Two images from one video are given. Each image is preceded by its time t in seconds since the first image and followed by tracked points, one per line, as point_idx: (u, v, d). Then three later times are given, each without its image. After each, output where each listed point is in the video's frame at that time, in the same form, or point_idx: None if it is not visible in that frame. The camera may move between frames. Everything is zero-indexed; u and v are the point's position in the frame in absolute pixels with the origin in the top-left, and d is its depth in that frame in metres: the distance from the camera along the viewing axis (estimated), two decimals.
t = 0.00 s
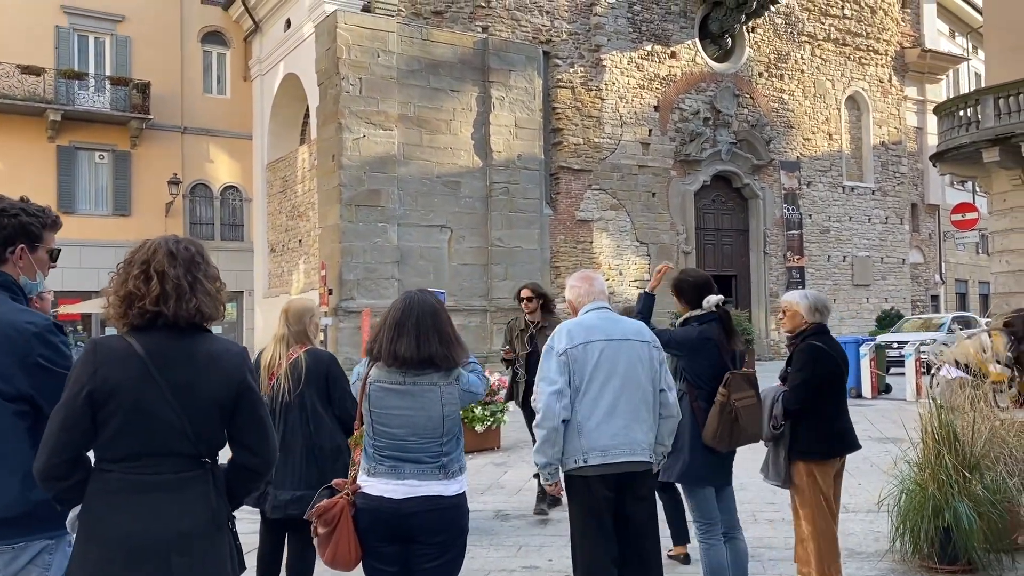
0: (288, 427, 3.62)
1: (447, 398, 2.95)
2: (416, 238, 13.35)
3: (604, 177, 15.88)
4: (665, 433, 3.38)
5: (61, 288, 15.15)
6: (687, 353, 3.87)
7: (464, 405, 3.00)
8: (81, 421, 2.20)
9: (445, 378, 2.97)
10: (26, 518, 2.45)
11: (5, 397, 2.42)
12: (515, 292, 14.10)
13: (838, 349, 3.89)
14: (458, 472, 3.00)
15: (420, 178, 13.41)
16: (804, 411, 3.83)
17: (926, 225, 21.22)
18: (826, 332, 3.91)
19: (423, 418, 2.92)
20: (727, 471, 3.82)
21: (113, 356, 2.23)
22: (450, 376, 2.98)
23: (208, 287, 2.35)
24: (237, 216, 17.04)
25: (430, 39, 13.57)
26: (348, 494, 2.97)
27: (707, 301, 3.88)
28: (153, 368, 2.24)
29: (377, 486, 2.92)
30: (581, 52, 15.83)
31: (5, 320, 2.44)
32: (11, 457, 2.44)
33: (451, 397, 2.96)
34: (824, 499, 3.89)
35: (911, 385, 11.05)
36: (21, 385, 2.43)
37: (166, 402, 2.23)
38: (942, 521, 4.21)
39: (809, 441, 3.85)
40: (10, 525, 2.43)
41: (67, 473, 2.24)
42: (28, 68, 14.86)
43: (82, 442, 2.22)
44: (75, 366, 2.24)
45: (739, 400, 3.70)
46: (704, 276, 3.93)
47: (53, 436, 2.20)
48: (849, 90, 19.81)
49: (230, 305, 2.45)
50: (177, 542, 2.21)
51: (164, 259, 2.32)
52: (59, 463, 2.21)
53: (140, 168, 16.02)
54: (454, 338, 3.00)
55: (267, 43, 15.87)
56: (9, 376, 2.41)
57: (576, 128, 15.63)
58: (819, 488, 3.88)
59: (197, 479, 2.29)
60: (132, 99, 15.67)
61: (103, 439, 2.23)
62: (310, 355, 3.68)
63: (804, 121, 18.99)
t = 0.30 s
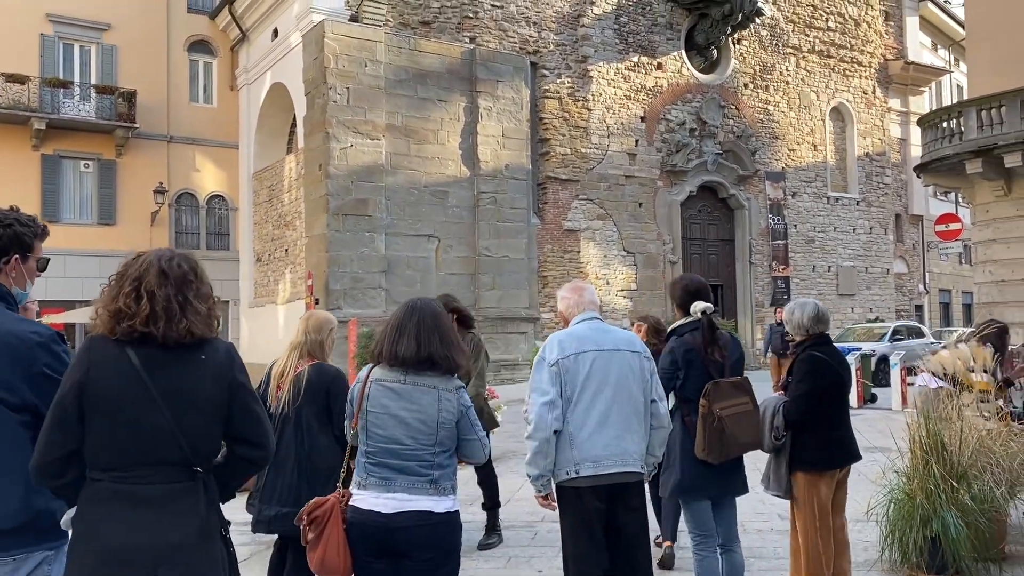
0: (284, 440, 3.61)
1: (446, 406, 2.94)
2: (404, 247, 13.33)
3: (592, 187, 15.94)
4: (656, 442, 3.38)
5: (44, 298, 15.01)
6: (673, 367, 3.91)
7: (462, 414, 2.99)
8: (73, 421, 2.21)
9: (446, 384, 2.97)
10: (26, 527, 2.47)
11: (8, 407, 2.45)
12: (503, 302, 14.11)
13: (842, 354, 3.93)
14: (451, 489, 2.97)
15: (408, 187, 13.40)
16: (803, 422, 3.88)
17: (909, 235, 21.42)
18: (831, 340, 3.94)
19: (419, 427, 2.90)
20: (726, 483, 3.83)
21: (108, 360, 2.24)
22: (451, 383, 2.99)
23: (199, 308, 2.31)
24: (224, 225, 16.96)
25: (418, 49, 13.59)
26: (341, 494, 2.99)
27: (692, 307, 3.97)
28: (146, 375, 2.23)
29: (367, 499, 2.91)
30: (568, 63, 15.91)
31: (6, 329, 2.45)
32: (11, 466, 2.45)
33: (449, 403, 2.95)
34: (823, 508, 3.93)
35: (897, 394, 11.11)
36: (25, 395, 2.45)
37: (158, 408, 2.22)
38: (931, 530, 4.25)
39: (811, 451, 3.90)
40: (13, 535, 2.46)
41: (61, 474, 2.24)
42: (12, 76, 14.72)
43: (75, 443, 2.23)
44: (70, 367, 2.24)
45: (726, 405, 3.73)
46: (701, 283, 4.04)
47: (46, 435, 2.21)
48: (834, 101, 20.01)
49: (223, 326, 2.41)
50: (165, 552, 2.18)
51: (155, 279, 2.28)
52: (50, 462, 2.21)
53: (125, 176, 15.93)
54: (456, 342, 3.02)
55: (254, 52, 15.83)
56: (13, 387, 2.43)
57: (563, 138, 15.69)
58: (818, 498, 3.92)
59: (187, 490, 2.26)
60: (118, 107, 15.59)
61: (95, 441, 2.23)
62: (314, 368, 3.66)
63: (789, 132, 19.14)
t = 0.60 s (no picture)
0: (338, 443, 4.07)
1: (458, 418, 2.93)
2: (389, 259, 13.29)
3: (578, 200, 16.00)
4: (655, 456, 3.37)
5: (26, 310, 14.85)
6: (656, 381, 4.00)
7: (476, 427, 2.97)
8: (65, 437, 2.19)
9: (462, 398, 2.98)
10: (18, 541, 2.49)
11: None
12: (489, 314, 14.10)
13: (823, 365, 4.20)
14: (461, 508, 2.95)
15: (394, 200, 13.39)
16: (777, 427, 4.12)
17: (892, 248, 21.61)
18: (811, 353, 4.22)
19: (427, 440, 2.90)
20: (725, 492, 3.83)
21: (97, 371, 2.22)
22: (468, 398, 3.00)
23: (188, 312, 2.29)
24: (208, 237, 16.87)
25: (405, 62, 13.61)
26: (354, 506, 2.98)
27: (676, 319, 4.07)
28: (137, 387, 2.21)
29: (377, 514, 2.90)
30: (554, 76, 16.00)
31: None
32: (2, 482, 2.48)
33: (465, 417, 2.95)
34: (795, 513, 4.11)
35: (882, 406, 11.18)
36: (14, 410, 2.49)
37: (149, 421, 2.20)
38: (918, 542, 4.27)
39: (780, 458, 4.10)
40: None
41: (52, 491, 2.23)
42: None
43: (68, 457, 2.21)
44: (59, 380, 2.22)
45: (711, 412, 3.81)
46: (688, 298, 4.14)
47: (37, 450, 2.19)
48: (817, 115, 20.21)
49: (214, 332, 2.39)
50: (156, 569, 2.16)
51: (138, 286, 2.27)
52: (42, 479, 2.20)
53: (109, 188, 15.82)
54: (467, 352, 3.06)
55: (240, 64, 15.81)
56: (1, 402, 2.47)
57: (549, 151, 15.75)
58: (790, 504, 4.12)
59: (180, 507, 2.23)
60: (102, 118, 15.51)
61: (86, 457, 2.21)
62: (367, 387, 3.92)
63: (773, 146, 19.29)
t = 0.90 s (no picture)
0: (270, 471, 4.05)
1: (455, 433, 3.01)
2: (378, 274, 13.27)
3: (566, 215, 16.06)
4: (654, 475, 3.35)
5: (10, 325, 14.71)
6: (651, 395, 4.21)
7: (471, 443, 3.04)
8: (57, 456, 2.21)
9: (459, 413, 3.05)
10: (17, 556, 2.56)
11: None
12: (477, 329, 14.08)
13: (761, 381, 4.81)
14: (459, 518, 3.03)
15: (383, 214, 13.38)
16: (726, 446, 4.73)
17: (878, 263, 21.78)
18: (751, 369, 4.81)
19: (425, 453, 2.99)
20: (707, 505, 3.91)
21: (88, 388, 2.22)
22: (464, 412, 3.06)
23: (169, 321, 2.28)
24: (196, 252, 16.78)
25: (394, 77, 13.65)
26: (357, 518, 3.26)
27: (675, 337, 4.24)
28: (126, 404, 2.20)
29: (378, 525, 2.99)
30: (543, 92, 16.09)
31: None
32: None
33: (459, 432, 3.01)
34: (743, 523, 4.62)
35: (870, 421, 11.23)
36: (4, 428, 2.51)
37: (140, 437, 2.19)
38: (907, 556, 4.33)
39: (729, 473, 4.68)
40: None
41: (48, 509, 2.25)
42: None
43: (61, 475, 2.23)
44: (51, 399, 2.24)
45: (691, 426, 3.96)
46: (691, 317, 4.27)
47: (30, 470, 2.21)
48: (803, 132, 20.40)
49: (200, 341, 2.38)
50: None
51: (121, 300, 2.28)
52: (36, 498, 2.22)
53: (96, 202, 15.74)
54: (467, 369, 3.16)
55: (229, 79, 15.82)
56: None
57: (538, 166, 15.82)
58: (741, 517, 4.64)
59: (173, 523, 2.22)
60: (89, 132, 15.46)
61: (77, 475, 2.21)
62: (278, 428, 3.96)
63: (760, 162, 19.45)
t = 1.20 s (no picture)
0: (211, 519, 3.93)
1: (445, 442, 3.36)
2: (370, 289, 13.26)
3: (558, 230, 16.11)
4: (630, 488, 3.74)
5: None
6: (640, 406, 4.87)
7: (459, 452, 3.39)
8: (42, 474, 2.37)
9: (448, 424, 3.41)
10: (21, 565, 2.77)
11: None
12: (470, 344, 14.07)
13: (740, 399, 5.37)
14: (449, 523, 3.35)
15: (375, 230, 13.39)
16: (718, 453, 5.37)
17: (869, 279, 21.89)
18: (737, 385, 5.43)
19: (417, 461, 3.33)
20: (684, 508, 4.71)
21: (69, 406, 2.38)
22: (452, 424, 3.42)
23: (152, 332, 2.42)
24: (187, 267, 16.76)
25: (387, 93, 13.68)
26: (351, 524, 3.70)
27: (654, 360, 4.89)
28: (104, 421, 2.35)
29: (374, 529, 3.31)
30: (535, 109, 16.17)
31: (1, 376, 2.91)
32: None
33: (449, 441, 3.38)
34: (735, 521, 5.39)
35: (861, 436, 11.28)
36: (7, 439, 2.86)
37: (120, 453, 2.33)
38: (901, 571, 4.34)
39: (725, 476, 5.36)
40: None
41: (36, 525, 2.41)
42: None
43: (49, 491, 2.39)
44: (35, 420, 2.41)
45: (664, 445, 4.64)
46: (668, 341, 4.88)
47: (18, 487, 2.39)
48: (794, 148, 20.55)
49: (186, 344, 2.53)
50: None
51: (114, 319, 2.41)
52: (24, 514, 2.39)
53: (88, 217, 15.69)
54: (457, 383, 3.51)
55: (222, 94, 15.84)
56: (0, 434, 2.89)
57: (530, 182, 15.87)
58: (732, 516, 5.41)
59: (159, 534, 2.34)
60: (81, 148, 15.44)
61: (64, 490, 2.37)
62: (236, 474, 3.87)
63: (750, 178, 19.57)
